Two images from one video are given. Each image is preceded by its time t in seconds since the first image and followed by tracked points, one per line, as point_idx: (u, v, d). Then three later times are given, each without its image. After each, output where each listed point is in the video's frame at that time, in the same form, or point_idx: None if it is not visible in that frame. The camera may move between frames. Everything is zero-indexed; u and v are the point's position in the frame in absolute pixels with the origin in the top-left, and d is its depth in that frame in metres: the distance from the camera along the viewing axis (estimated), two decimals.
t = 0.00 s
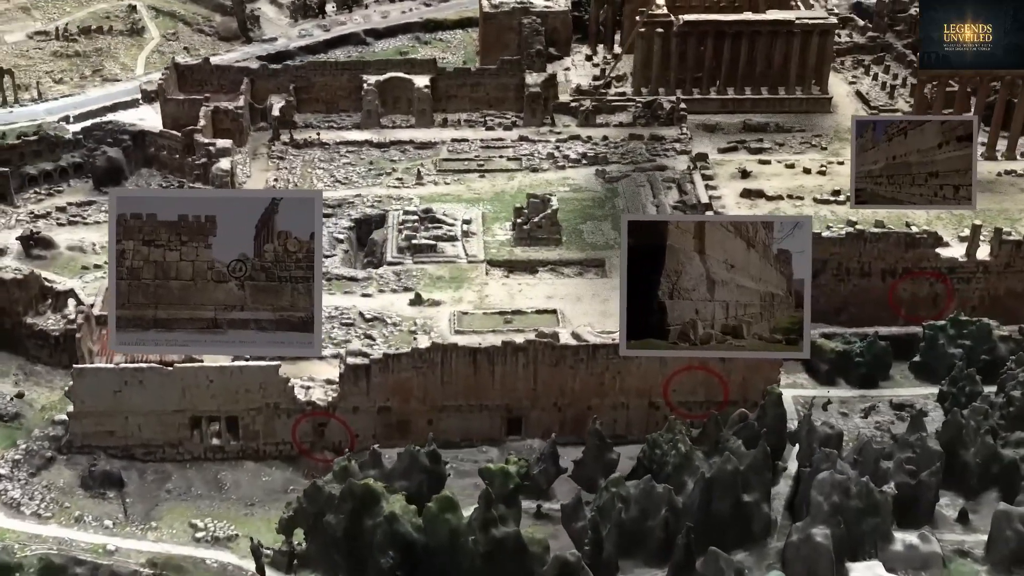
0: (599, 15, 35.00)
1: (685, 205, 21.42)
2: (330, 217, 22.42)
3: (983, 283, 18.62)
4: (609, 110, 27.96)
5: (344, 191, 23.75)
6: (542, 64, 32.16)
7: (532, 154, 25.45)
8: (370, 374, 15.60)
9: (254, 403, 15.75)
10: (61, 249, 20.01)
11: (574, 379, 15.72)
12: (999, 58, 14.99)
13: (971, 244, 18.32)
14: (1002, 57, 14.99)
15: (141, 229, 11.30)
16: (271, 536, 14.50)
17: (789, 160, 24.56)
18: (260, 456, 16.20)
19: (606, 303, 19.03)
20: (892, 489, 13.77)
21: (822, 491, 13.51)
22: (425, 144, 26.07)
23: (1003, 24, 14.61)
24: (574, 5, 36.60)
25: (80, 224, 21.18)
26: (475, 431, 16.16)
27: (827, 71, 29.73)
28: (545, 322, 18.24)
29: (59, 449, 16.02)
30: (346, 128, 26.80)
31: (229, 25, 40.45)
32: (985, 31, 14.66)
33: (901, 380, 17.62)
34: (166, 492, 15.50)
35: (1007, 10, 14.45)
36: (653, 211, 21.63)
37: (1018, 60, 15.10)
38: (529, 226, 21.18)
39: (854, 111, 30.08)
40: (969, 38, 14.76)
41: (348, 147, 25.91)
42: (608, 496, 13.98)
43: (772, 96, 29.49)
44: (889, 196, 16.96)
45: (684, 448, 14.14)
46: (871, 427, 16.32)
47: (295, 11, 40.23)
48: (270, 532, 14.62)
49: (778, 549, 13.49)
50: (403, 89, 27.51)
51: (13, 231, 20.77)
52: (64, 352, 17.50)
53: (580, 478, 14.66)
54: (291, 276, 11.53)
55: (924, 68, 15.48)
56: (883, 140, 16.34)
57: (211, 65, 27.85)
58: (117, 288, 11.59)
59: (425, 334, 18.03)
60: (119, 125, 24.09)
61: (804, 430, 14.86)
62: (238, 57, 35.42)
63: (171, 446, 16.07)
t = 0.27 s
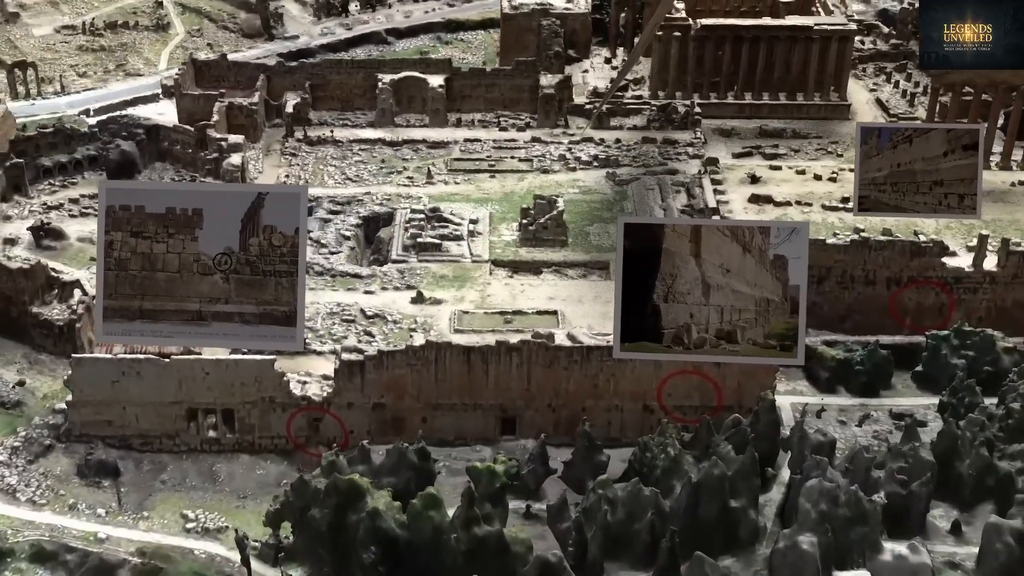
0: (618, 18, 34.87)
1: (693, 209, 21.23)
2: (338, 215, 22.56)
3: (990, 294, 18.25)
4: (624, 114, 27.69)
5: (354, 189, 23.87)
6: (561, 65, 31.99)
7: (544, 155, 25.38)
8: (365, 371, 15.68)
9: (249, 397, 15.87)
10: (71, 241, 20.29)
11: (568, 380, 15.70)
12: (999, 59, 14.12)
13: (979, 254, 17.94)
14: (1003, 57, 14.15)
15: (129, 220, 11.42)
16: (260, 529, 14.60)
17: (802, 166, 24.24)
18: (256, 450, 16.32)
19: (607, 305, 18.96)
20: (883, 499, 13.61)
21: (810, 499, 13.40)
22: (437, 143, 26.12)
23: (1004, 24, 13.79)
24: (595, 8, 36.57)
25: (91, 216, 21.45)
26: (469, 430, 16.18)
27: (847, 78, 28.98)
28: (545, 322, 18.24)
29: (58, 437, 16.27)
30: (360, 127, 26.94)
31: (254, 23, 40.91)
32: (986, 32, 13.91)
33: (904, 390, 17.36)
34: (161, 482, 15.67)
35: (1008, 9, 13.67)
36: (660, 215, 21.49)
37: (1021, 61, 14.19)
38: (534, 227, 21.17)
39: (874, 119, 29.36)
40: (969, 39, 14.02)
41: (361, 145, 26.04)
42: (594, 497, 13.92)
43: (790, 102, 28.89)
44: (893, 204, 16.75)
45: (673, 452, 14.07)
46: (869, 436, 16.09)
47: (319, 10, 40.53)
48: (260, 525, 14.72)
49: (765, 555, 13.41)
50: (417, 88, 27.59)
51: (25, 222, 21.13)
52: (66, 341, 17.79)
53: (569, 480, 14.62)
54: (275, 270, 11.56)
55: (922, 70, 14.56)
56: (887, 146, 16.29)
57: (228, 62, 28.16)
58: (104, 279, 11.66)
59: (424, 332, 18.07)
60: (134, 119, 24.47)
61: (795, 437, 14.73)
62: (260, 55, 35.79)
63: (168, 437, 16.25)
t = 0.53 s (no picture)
0: (642, 22, 34.75)
1: (702, 214, 21.07)
2: (348, 212, 22.73)
3: (998, 307, 17.84)
4: (641, 118, 27.38)
5: (367, 187, 24.03)
6: (583, 67, 31.77)
7: (558, 158, 25.32)
8: (359, 366, 15.78)
9: (246, 389, 16.04)
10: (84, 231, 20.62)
11: (562, 381, 15.67)
12: (999, 58, 16.02)
13: (987, 265, 17.58)
14: (1002, 57, 16.03)
15: (119, 210, 11.63)
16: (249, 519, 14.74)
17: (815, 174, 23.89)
18: (252, 442, 16.49)
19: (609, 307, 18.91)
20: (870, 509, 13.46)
21: (796, 507, 13.30)
22: (453, 143, 26.21)
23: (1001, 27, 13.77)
24: (620, 12, 36.58)
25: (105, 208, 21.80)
26: (463, 428, 16.23)
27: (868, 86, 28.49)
28: (545, 323, 18.22)
29: (59, 424, 16.56)
30: (378, 125, 27.13)
31: (282, 21, 41.37)
32: (985, 32, 15.53)
33: (905, 401, 17.10)
34: (156, 471, 15.87)
35: (1007, 10, 15.23)
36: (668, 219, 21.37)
37: (1018, 60, 16.07)
38: (541, 228, 21.17)
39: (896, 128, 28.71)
40: (969, 38, 15.68)
41: (377, 144, 26.22)
42: (580, 498, 13.89)
43: (810, 110, 28.39)
44: (897, 212, 16.65)
45: (661, 455, 14.01)
46: (864, 446, 15.90)
47: (347, 10, 40.85)
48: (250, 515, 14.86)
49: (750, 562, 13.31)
50: (435, 88, 27.71)
51: (40, 211, 21.57)
52: (73, 330, 18.13)
53: (557, 481, 14.60)
54: (259, 263, 11.74)
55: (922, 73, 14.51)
56: (893, 155, 16.04)
57: (249, 58, 28.53)
58: (93, 267, 11.86)
59: (424, 331, 18.14)
60: (152, 113, 24.94)
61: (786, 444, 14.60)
62: (286, 52, 36.17)
63: (166, 427, 16.46)
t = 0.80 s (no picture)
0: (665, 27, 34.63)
1: (710, 220, 20.93)
2: (359, 210, 22.90)
3: (1004, 318, 17.55)
4: (656, 123, 27.13)
5: (379, 185, 24.18)
6: (603, 71, 31.69)
7: (570, 161, 25.19)
8: (356, 362, 15.89)
9: (244, 381, 16.22)
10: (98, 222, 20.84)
11: (556, 382, 15.68)
12: (999, 59, 14.10)
13: (993, 276, 17.26)
14: (1004, 57, 14.14)
15: (110, 201, 11.83)
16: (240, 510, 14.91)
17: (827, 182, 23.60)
18: (250, 434, 16.66)
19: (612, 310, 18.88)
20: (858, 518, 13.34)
21: (782, 513, 13.22)
22: (467, 143, 26.27)
23: (1003, 24, 13.84)
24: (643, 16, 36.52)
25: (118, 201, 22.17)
26: (458, 426, 16.29)
27: (889, 95, 28.03)
28: (545, 324, 18.21)
29: (62, 411, 16.85)
30: (394, 125, 27.28)
31: (309, 21, 41.74)
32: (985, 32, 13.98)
33: (906, 411, 16.87)
34: (154, 460, 16.10)
35: (1008, 10, 13.75)
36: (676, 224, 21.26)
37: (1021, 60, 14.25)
38: (548, 230, 21.20)
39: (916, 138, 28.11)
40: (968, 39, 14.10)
41: (392, 143, 26.37)
42: (567, 499, 13.91)
43: (829, 118, 27.96)
44: (899, 221, 16.46)
45: (649, 457, 13.99)
46: (860, 455, 15.71)
47: (373, 10, 41.07)
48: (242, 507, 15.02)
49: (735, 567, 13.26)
50: (451, 89, 27.79)
51: (56, 202, 21.96)
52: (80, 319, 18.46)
53: (547, 480, 14.63)
54: (246, 256, 11.90)
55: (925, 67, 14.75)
56: (897, 164, 15.85)
57: (268, 56, 28.85)
58: (84, 256, 12.03)
59: (424, 329, 18.23)
60: (171, 108, 25.42)
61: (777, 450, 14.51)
62: (310, 51, 36.47)
63: (166, 417, 16.68)
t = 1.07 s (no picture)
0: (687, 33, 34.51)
1: (717, 226, 20.82)
2: (371, 208, 23.08)
3: (1009, 331, 17.24)
4: (672, 129, 26.89)
5: (392, 185, 24.34)
6: (623, 76, 31.63)
7: (583, 164, 25.09)
8: (353, 357, 16.03)
9: (244, 374, 16.42)
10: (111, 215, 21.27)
11: (551, 382, 15.74)
12: (1000, 59, 14.08)
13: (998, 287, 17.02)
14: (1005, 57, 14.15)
15: (105, 191, 12.08)
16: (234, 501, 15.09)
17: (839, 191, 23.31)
18: (249, 426, 16.86)
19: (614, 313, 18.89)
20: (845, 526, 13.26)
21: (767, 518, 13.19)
22: (482, 145, 26.34)
23: (1004, 24, 13.85)
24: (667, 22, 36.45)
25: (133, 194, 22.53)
26: (454, 424, 16.38)
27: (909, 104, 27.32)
28: (547, 325, 18.25)
29: (66, 399, 17.16)
30: (411, 125, 27.45)
31: (336, 22, 42.04)
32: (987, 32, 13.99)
33: (905, 421, 16.69)
34: (153, 449, 16.34)
35: (1009, 9, 13.76)
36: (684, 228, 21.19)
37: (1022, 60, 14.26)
38: (555, 232, 21.23)
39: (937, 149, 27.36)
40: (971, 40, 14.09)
41: (408, 143, 26.54)
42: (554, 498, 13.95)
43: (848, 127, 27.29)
44: (901, 229, 16.32)
45: (638, 459, 14.01)
46: (856, 463, 15.60)
47: (399, 13, 41.26)
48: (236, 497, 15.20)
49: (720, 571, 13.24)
50: (468, 90, 27.90)
51: (73, 194, 22.35)
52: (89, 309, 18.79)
53: (537, 479, 14.68)
54: (236, 248, 12.11)
55: (925, 68, 14.70)
56: (900, 172, 15.76)
57: (289, 55, 29.14)
58: (78, 245, 12.28)
59: (426, 327, 18.35)
60: (189, 105, 25.83)
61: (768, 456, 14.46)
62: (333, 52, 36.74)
63: (167, 408, 16.91)
